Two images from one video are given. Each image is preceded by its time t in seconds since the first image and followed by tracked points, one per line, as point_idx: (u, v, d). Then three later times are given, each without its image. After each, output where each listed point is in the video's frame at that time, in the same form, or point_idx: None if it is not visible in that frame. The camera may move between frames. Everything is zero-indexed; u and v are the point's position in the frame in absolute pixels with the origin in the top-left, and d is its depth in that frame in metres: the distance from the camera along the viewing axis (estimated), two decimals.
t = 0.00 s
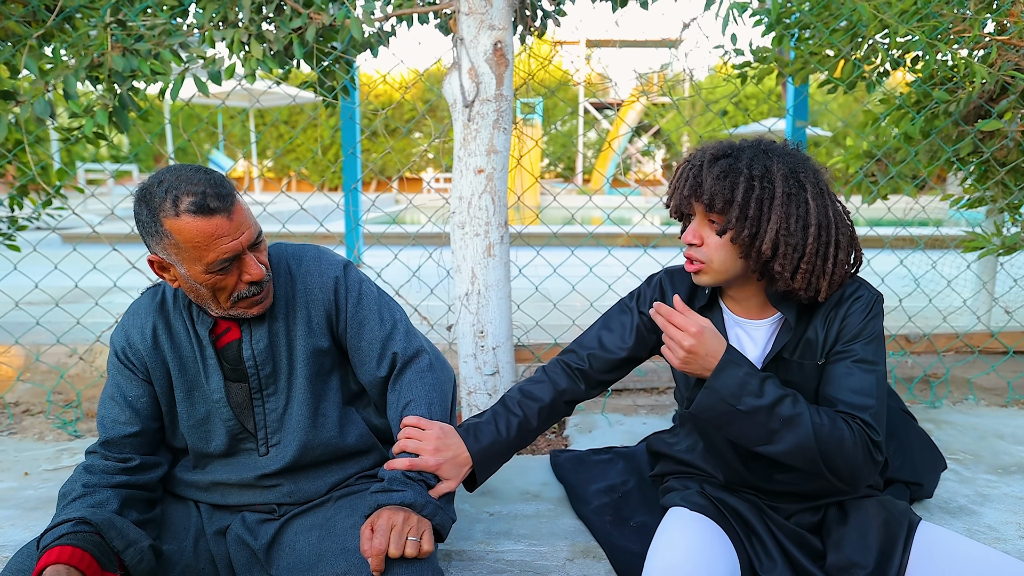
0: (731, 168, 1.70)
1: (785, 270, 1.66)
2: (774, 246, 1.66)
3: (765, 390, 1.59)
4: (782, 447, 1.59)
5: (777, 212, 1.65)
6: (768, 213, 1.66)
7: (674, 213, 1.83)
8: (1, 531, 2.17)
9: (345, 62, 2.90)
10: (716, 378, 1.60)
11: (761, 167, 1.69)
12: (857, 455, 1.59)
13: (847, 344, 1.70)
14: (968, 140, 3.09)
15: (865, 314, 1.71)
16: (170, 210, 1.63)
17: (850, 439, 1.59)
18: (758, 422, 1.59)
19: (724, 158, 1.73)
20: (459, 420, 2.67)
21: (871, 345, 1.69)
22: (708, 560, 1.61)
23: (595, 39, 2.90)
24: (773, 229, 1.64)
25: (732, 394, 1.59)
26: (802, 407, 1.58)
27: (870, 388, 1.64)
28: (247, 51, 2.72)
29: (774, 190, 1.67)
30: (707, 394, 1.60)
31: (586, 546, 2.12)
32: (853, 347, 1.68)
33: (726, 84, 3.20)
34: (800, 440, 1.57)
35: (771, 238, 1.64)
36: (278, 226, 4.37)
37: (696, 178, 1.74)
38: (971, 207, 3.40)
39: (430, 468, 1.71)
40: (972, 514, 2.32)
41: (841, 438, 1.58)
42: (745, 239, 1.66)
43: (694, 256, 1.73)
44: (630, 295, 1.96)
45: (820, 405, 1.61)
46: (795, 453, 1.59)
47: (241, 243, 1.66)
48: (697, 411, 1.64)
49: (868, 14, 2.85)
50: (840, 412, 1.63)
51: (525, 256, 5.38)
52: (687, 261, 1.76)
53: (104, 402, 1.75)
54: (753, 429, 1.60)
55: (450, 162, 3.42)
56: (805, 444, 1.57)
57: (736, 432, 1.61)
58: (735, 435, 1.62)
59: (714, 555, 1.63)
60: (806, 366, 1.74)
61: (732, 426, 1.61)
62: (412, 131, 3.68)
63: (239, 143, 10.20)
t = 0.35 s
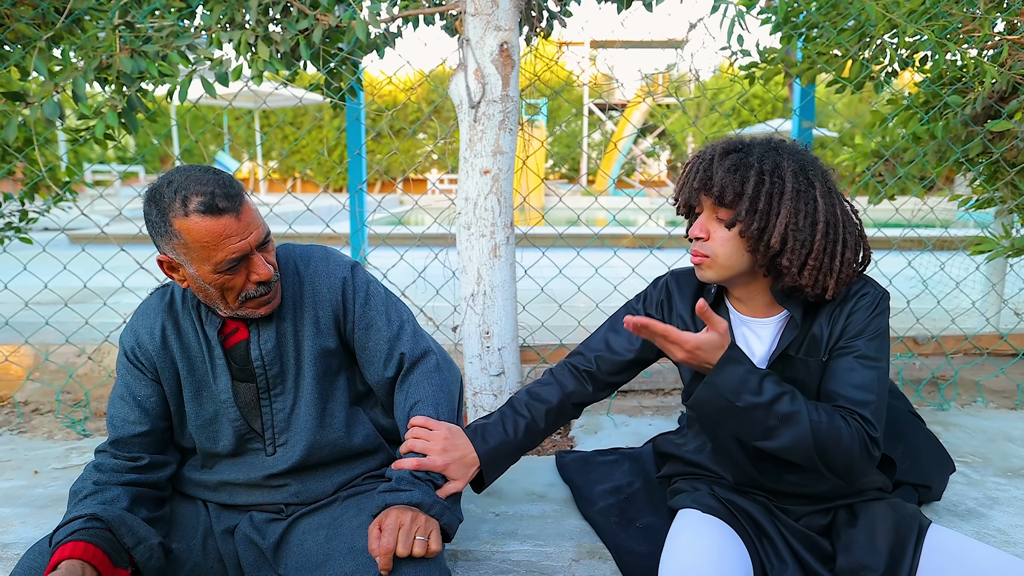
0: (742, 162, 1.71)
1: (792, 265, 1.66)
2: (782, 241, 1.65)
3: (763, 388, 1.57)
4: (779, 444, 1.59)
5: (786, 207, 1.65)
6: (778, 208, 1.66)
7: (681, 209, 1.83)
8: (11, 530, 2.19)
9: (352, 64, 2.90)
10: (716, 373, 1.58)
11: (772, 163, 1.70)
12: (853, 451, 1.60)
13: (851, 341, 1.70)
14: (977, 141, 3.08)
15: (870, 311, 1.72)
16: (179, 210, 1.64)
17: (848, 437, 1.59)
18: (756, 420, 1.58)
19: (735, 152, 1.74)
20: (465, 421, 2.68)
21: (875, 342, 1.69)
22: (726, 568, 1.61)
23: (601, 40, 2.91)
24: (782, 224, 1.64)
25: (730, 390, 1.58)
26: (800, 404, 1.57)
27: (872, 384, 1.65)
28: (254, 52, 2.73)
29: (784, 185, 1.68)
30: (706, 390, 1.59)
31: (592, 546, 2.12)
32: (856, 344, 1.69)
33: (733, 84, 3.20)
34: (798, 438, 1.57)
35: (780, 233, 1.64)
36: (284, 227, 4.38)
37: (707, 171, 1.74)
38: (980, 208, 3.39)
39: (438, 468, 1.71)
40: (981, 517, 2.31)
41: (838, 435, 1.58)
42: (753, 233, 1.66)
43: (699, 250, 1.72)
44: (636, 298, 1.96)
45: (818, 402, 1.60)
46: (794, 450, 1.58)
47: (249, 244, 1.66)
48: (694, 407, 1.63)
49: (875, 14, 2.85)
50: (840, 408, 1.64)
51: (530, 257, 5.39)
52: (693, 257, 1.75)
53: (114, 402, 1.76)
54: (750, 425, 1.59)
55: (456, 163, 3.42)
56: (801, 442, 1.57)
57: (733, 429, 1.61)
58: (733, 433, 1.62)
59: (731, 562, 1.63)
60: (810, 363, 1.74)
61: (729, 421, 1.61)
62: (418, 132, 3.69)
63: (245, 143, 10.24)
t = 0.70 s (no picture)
0: (741, 167, 1.71)
1: (793, 269, 1.66)
2: (782, 246, 1.66)
3: (760, 429, 1.60)
4: (783, 474, 1.63)
5: (785, 212, 1.65)
6: (777, 213, 1.67)
7: (682, 214, 1.84)
8: (17, 530, 2.20)
9: (358, 64, 2.90)
10: (714, 423, 1.60)
11: (771, 168, 1.70)
12: (854, 463, 1.61)
13: (854, 347, 1.70)
14: (983, 143, 3.07)
15: (873, 316, 1.72)
16: (185, 211, 1.65)
17: (850, 456, 1.60)
18: (760, 459, 1.62)
19: (734, 157, 1.74)
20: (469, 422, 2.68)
21: (878, 348, 1.69)
22: (733, 568, 1.61)
23: (606, 41, 2.91)
24: (782, 228, 1.64)
25: (730, 438, 1.61)
26: (798, 437, 1.59)
27: (875, 393, 1.65)
28: (260, 53, 2.74)
29: (784, 189, 1.68)
30: (705, 441, 1.62)
31: (596, 548, 2.12)
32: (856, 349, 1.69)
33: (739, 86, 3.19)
34: (800, 468, 1.61)
35: (781, 237, 1.64)
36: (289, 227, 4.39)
37: (706, 177, 1.75)
38: (986, 209, 3.38)
39: (442, 470, 1.71)
40: (986, 519, 2.31)
41: (838, 455, 1.60)
42: (753, 239, 1.67)
43: (700, 255, 1.73)
44: (639, 300, 1.96)
45: (816, 424, 1.61)
46: (796, 477, 1.63)
47: (255, 244, 1.67)
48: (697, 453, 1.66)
49: (881, 16, 2.85)
50: (838, 419, 1.64)
51: (535, 258, 5.39)
52: (695, 260, 1.76)
53: (119, 402, 1.77)
54: (753, 464, 1.63)
55: (461, 164, 3.43)
56: (805, 470, 1.61)
57: (742, 468, 1.65)
58: (742, 470, 1.65)
59: (738, 563, 1.62)
60: (813, 368, 1.74)
61: (733, 464, 1.64)
62: (423, 133, 3.70)
63: (251, 144, 10.27)
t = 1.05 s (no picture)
0: (740, 168, 1.70)
1: (792, 270, 1.66)
2: (781, 247, 1.65)
3: (763, 433, 1.60)
4: (786, 478, 1.63)
5: (785, 213, 1.65)
6: (777, 214, 1.66)
7: (682, 214, 1.83)
8: (16, 530, 2.19)
9: (359, 64, 2.90)
10: (719, 428, 1.60)
11: (769, 168, 1.69)
12: (856, 466, 1.60)
13: (855, 349, 1.70)
14: (984, 143, 3.07)
15: (875, 317, 1.71)
16: (183, 210, 1.65)
17: (852, 459, 1.60)
18: (763, 463, 1.62)
19: (734, 158, 1.74)
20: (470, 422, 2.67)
21: (880, 350, 1.69)
22: (736, 567, 1.60)
23: (608, 42, 2.91)
24: (781, 229, 1.64)
25: (733, 443, 1.60)
26: (801, 440, 1.59)
27: (878, 393, 1.64)
28: (261, 54, 2.74)
29: (783, 190, 1.67)
30: (709, 446, 1.62)
31: (597, 548, 2.12)
32: (857, 350, 1.69)
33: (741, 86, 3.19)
34: (803, 472, 1.61)
35: (779, 238, 1.64)
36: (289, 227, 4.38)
37: (705, 178, 1.74)
38: (987, 210, 3.38)
39: (442, 470, 1.71)
40: (986, 519, 2.30)
41: (841, 458, 1.59)
42: (752, 239, 1.66)
43: (700, 256, 1.73)
44: (639, 300, 1.96)
45: (818, 426, 1.61)
46: (799, 481, 1.63)
47: (253, 243, 1.66)
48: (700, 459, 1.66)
49: (883, 16, 2.85)
50: (840, 421, 1.63)
51: (537, 258, 5.39)
52: (696, 261, 1.75)
53: (119, 402, 1.76)
54: (756, 468, 1.62)
55: (463, 165, 3.43)
56: (807, 474, 1.61)
57: (745, 472, 1.64)
58: (745, 475, 1.65)
59: (740, 562, 1.62)
60: (815, 370, 1.73)
61: (736, 469, 1.64)
62: (425, 133, 3.70)
63: (252, 144, 10.27)
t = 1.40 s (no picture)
0: (740, 169, 1.70)
1: (793, 272, 1.66)
2: (782, 248, 1.65)
3: (764, 436, 1.60)
4: (787, 481, 1.63)
5: (785, 215, 1.65)
6: (777, 216, 1.66)
7: (683, 215, 1.83)
8: (17, 530, 2.19)
9: (360, 64, 2.90)
10: (719, 432, 1.60)
11: (770, 170, 1.69)
12: (856, 468, 1.60)
13: (856, 351, 1.69)
14: (985, 144, 3.07)
15: (876, 319, 1.71)
16: (183, 209, 1.65)
17: (852, 462, 1.60)
18: (763, 467, 1.62)
19: (734, 159, 1.73)
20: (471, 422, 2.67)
21: (880, 352, 1.68)
22: (737, 566, 1.61)
23: (610, 42, 2.91)
24: (782, 231, 1.64)
25: (734, 447, 1.60)
26: (801, 444, 1.59)
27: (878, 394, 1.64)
28: (262, 53, 2.74)
29: (784, 192, 1.67)
30: (710, 450, 1.62)
31: (597, 548, 2.12)
32: (858, 352, 1.69)
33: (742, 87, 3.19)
34: (802, 475, 1.61)
35: (780, 240, 1.64)
36: (291, 226, 4.38)
37: (705, 179, 1.74)
38: (988, 210, 3.37)
39: (442, 470, 1.71)
40: (987, 519, 2.30)
41: (841, 460, 1.59)
42: (753, 241, 1.66)
43: (701, 258, 1.73)
44: (640, 300, 1.95)
45: (818, 429, 1.61)
46: (800, 484, 1.63)
47: (254, 242, 1.66)
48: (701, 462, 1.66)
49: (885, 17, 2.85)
50: (840, 424, 1.63)
51: (539, 258, 5.40)
52: (696, 263, 1.75)
53: (120, 402, 1.76)
54: (757, 472, 1.62)
55: (464, 164, 3.43)
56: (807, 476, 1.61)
57: (746, 477, 1.64)
58: (746, 479, 1.65)
59: (741, 561, 1.62)
60: (815, 372, 1.73)
61: (737, 473, 1.64)
62: (426, 133, 3.70)
63: (254, 144, 10.28)
